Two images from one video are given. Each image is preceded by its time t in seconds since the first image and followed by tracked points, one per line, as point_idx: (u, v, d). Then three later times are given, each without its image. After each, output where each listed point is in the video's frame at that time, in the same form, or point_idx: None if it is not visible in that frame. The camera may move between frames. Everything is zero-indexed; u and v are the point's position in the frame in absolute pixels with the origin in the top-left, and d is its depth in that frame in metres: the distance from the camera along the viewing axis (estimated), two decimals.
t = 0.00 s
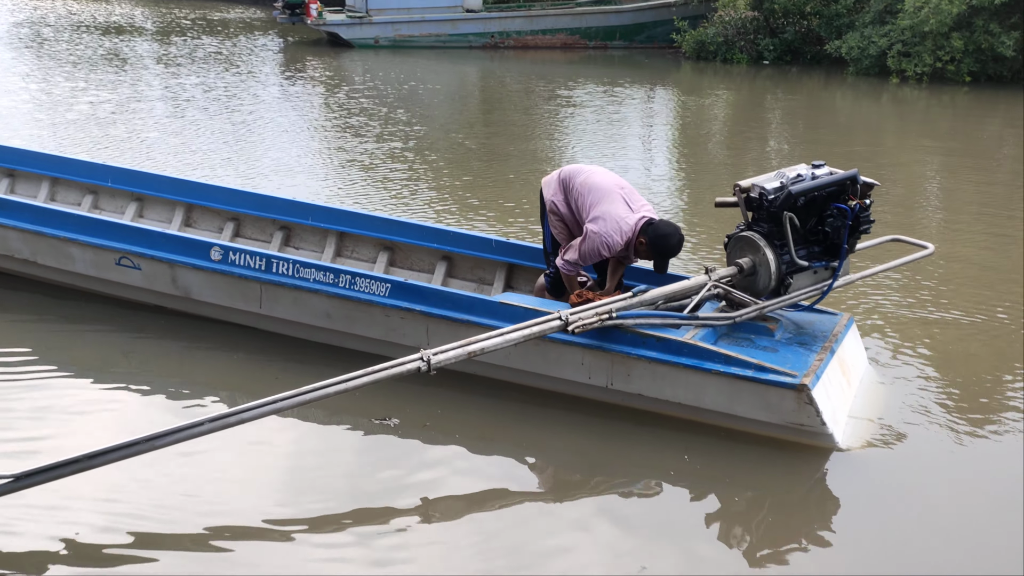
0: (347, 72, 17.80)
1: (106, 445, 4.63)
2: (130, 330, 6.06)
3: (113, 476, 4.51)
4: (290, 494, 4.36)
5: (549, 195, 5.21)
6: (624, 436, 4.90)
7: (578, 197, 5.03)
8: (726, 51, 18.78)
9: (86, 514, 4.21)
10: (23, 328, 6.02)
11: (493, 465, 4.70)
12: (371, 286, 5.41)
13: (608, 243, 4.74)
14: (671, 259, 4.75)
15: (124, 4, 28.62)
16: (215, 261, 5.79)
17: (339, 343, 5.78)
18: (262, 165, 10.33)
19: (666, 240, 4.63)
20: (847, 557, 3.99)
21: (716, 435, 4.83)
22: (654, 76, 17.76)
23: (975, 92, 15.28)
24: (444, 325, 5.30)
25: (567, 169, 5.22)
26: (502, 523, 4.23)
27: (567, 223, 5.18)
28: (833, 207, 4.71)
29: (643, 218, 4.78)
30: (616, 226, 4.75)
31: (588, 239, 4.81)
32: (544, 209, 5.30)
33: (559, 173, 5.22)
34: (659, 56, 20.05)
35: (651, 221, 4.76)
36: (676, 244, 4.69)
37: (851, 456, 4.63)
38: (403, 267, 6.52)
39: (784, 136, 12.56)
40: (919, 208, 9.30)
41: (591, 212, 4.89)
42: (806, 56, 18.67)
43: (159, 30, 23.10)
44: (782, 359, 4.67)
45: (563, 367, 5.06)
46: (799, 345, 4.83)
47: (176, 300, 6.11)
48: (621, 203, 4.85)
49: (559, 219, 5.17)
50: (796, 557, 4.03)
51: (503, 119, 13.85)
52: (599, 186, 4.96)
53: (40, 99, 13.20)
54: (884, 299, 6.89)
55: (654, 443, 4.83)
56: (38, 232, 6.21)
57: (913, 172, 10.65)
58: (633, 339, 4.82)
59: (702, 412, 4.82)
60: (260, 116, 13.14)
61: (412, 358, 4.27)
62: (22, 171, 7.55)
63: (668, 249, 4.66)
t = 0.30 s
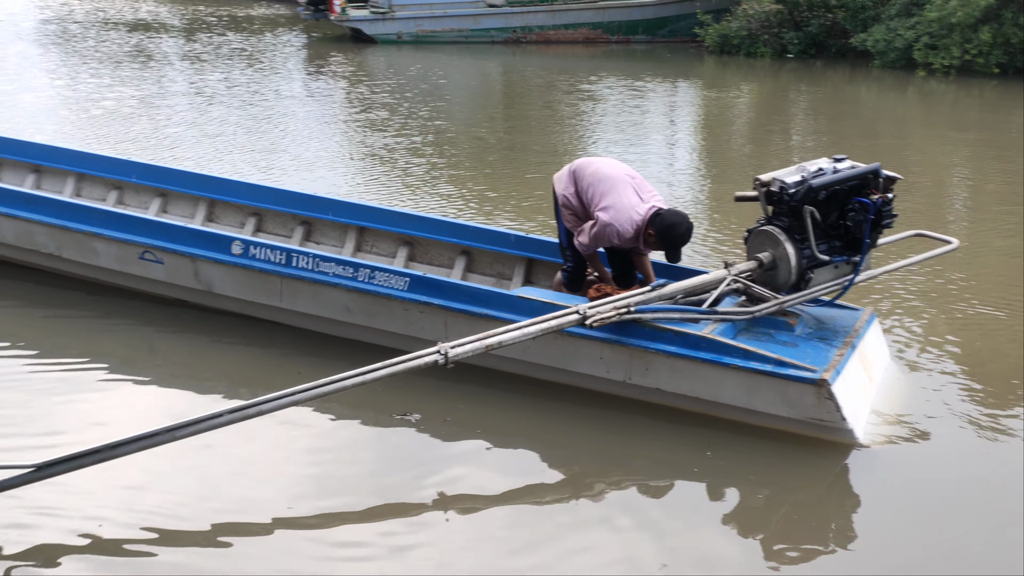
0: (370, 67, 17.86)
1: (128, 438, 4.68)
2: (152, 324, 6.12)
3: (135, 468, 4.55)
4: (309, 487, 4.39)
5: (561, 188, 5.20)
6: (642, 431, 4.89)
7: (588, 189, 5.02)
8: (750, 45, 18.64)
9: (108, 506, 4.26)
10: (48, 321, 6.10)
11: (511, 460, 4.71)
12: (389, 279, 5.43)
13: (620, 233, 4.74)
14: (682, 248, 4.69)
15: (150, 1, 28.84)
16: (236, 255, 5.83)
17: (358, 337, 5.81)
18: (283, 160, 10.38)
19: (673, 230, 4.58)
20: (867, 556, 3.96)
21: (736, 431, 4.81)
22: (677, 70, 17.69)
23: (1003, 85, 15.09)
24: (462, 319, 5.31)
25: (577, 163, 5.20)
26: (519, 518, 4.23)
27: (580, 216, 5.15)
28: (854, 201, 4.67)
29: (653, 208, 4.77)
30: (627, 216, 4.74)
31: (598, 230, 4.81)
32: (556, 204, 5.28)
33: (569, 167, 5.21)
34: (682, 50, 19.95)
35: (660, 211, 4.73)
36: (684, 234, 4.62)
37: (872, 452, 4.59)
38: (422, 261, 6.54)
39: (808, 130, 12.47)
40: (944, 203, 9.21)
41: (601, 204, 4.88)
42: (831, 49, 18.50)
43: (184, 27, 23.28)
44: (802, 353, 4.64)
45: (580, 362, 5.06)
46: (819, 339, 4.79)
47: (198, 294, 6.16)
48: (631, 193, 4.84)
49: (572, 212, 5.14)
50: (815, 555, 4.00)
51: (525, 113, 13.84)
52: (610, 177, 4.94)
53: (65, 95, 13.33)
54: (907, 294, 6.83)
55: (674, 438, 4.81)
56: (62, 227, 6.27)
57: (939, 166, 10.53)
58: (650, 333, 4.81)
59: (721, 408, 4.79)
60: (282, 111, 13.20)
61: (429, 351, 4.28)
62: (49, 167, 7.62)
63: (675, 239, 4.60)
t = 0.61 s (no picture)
0: (406, 59, 17.87)
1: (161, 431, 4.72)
2: (186, 317, 6.17)
3: (168, 462, 4.58)
4: (337, 482, 4.40)
5: (579, 181, 5.16)
6: (672, 425, 4.83)
7: (605, 182, 4.98)
8: (789, 29, 18.42)
9: (141, 499, 4.30)
10: (85, 315, 6.17)
11: (540, 455, 4.68)
12: (418, 274, 5.42)
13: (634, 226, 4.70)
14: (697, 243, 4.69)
15: None
16: (267, 250, 5.84)
17: (388, 331, 5.80)
18: (317, 153, 10.41)
19: (687, 226, 4.56)
20: (903, 555, 3.88)
21: (769, 426, 4.73)
22: (715, 57, 17.49)
23: None
24: (491, 313, 5.29)
25: (596, 156, 5.16)
26: (547, 514, 4.21)
27: (599, 209, 5.10)
28: (889, 190, 4.57)
29: (669, 200, 4.71)
30: (642, 209, 4.69)
31: (613, 223, 4.77)
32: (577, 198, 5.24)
33: (588, 161, 5.16)
34: (719, 37, 19.72)
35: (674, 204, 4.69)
36: (698, 228, 4.62)
37: (908, 446, 4.50)
38: (453, 254, 6.52)
39: (848, 116, 12.26)
40: (988, 190, 9.00)
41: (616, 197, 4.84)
42: (873, 33, 18.14)
43: (223, 21, 23.46)
44: (834, 347, 4.55)
45: (608, 356, 5.01)
46: (852, 333, 4.70)
47: (231, 288, 6.19)
48: (647, 185, 4.80)
49: (591, 206, 5.10)
50: (849, 553, 3.94)
51: (560, 103, 13.76)
52: (627, 169, 4.90)
53: (105, 90, 13.50)
54: (949, 283, 6.69)
55: (705, 434, 4.75)
56: (99, 222, 6.34)
57: (982, 153, 10.30)
58: (679, 326, 4.75)
59: (752, 402, 4.73)
60: (317, 104, 13.25)
61: (456, 346, 4.26)
62: (88, 162, 7.71)
63: (688, 233, 4.59)
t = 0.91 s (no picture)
0: (425, 55, 17.85)
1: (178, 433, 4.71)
2: (205, 316, 6.18)
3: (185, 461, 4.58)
4: (353, 481, 4.37)
5: (590, 178, 5.12)
6: (690, 423, 4.78)
7: (615, 176, 4.93)
8: (811, 21, 18.23)
9: (158, 499, 4.29)
10: (103, 314, 6.18)
11: (557, 453, 4.64)
12: (433, 272, 5.39)
13: (641, 218, 4.63)
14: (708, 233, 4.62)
15: None
16: (283, 249, 5.82)
17: (404, 329, 5.78)
18: (334, 150, 10.42)
19: (695, 215, 4.51)
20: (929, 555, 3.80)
21: (789, 423, 4.67)
22: (736, 49, 17.36)
23: None
24: (506, 311, 5.25)
25: (607, 151, 5.13)
26: (564, 513, 4.17)
27: (611, 203, 5.05)
28: (910, 183, 4.49)
29: (677, 190, 4.65)
30: (650, 200, 4.63)
31: (622, 215, 4.71)
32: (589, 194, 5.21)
33: (599, 157, 5.14)
34: (740, 29, 19.57)
35: (682, 195, 4.62)
36: (708, 218, 4.56)
37: (930, 442, 4.42)
38: (470, 251, 6.48)
39: (871, 108, 12.13)
40: (1013, 181, 8.86)
41: (625, 189, 4.79)
42: (896, 23, 17.93)
43: (244, 20, 23.53)
44: (854, 344, 4.48)
45: (625, 353, 4.96)
46: (873, 328, 4.63)
47: (248, 287, 6.19)
48: (655, 176, 4.74)
49: (603, 201, 5.06)
50: (873, 553, 3.87)
51: (579, 98, 13.69)
52: (636, 162, 4.85)
53: (125, 89, 13.58)
54: (974, 276, 6.58)
55: (724, 431, 4.69)
56: (117, 223, 6.35)
57: (1008, 143, 10.15)
58: (696, 324, 4.69)
59: (771, 399, 4.67)
60: (335, 101, 13.26)
61: (471, 346, 4.22)
62: (106, 162, 7.73)
63: (696, 224, 4.53)
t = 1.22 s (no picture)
0: (470, 77, 17.97)
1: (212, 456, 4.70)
2: (245, 335, 6.21)
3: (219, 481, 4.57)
4: (385, 502, 4.34)
5: (628, 203, 5.09)
6: (727, 452, 4.69)
7: (651, 201, 4.90)
8: (858, 44, 18.04)
9: (189, 518, 4.28)
10: (144, 332, 6.25)
11: (591, 478, 4.57)
12: (469, 296, 5.37)
13: (676, 244, 4.58)
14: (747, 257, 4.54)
15: (262, 18, 29.84)
16: (321, 271, 5.85)
17: (439, 352, 5.76)
18: (375, 171, 10.48)
19: (728, 242, 4.43)
20: None
21: (829, 453, 4.56)
22: (782, 72, 17.22)
23: None
24: (542, 335, 5.21)
25: (644, 175, 5.09)
26: (597, 540, 4.09)
27: (649, 227, 5.01)
28: (953, 210, 4.41)
29: (711, 214, 4.58)
30: (684, 225, 4.58)
31: (658, 241, 4.67)
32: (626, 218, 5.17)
33: (636, 181, 5.10)
34: (786, 52, 19.42)
35: (716, 218, 4.55)
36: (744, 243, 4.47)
37: (975, 476, 4.28)
38: (508, 272, 6.45)
39: (919, 131, 11.93)
40: None
41: (660, 214, 4.76)
42: (946, 45, 17.66)
43: (292, 42, 23.91)
44: (896, 374, 4.36)
45: (661, 380, 4.89)
46: (915, 358, 4.51)
47: (286, 309, 6.22)
48: (690, 200, 4.68)
49: (640, 225, 5.02)
50: None
51: (622, 120, 13.65)
52: (670, 186, 4.80)
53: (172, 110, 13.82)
54: None
55: (762, 462, 4.60)
56: (159, 244, 6.43)
57: None
58: (733, 352, 4.61)
59: (810, 429, 4.57)
60: (378, 123, 13.36)
61: (504, 373, 4.16)
62: (151, 182, 7.85)
63: (731, 250, 4.45)
